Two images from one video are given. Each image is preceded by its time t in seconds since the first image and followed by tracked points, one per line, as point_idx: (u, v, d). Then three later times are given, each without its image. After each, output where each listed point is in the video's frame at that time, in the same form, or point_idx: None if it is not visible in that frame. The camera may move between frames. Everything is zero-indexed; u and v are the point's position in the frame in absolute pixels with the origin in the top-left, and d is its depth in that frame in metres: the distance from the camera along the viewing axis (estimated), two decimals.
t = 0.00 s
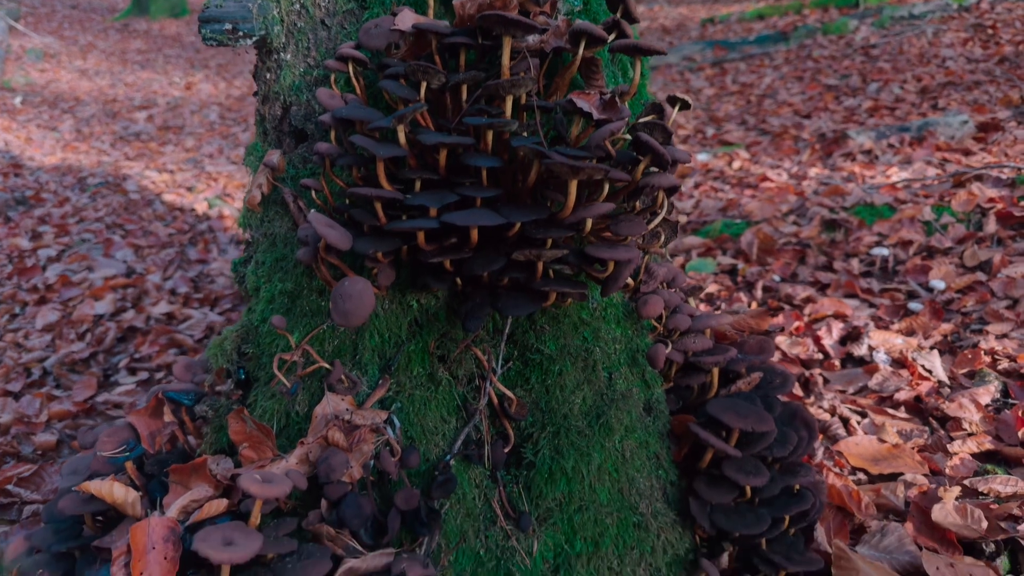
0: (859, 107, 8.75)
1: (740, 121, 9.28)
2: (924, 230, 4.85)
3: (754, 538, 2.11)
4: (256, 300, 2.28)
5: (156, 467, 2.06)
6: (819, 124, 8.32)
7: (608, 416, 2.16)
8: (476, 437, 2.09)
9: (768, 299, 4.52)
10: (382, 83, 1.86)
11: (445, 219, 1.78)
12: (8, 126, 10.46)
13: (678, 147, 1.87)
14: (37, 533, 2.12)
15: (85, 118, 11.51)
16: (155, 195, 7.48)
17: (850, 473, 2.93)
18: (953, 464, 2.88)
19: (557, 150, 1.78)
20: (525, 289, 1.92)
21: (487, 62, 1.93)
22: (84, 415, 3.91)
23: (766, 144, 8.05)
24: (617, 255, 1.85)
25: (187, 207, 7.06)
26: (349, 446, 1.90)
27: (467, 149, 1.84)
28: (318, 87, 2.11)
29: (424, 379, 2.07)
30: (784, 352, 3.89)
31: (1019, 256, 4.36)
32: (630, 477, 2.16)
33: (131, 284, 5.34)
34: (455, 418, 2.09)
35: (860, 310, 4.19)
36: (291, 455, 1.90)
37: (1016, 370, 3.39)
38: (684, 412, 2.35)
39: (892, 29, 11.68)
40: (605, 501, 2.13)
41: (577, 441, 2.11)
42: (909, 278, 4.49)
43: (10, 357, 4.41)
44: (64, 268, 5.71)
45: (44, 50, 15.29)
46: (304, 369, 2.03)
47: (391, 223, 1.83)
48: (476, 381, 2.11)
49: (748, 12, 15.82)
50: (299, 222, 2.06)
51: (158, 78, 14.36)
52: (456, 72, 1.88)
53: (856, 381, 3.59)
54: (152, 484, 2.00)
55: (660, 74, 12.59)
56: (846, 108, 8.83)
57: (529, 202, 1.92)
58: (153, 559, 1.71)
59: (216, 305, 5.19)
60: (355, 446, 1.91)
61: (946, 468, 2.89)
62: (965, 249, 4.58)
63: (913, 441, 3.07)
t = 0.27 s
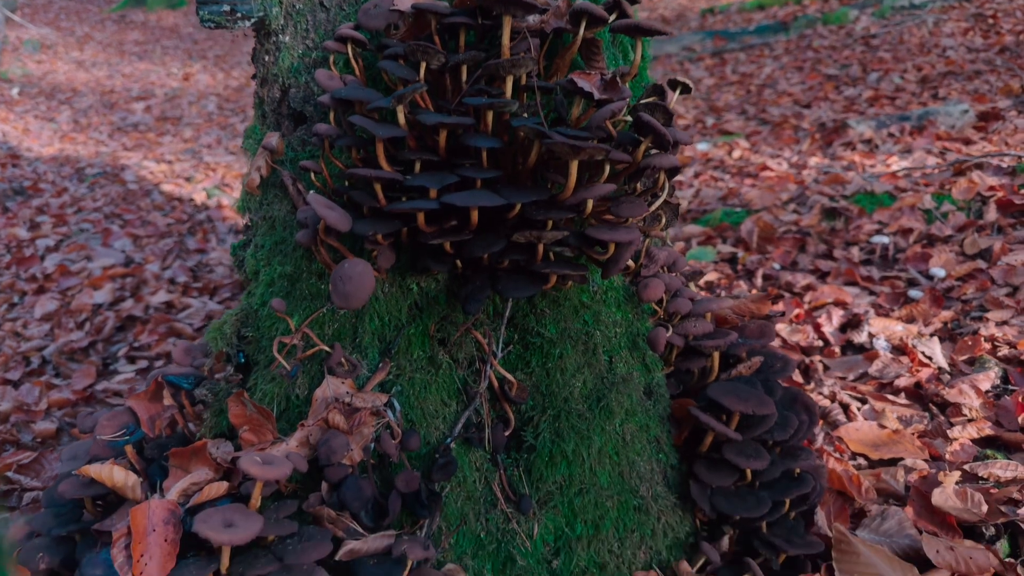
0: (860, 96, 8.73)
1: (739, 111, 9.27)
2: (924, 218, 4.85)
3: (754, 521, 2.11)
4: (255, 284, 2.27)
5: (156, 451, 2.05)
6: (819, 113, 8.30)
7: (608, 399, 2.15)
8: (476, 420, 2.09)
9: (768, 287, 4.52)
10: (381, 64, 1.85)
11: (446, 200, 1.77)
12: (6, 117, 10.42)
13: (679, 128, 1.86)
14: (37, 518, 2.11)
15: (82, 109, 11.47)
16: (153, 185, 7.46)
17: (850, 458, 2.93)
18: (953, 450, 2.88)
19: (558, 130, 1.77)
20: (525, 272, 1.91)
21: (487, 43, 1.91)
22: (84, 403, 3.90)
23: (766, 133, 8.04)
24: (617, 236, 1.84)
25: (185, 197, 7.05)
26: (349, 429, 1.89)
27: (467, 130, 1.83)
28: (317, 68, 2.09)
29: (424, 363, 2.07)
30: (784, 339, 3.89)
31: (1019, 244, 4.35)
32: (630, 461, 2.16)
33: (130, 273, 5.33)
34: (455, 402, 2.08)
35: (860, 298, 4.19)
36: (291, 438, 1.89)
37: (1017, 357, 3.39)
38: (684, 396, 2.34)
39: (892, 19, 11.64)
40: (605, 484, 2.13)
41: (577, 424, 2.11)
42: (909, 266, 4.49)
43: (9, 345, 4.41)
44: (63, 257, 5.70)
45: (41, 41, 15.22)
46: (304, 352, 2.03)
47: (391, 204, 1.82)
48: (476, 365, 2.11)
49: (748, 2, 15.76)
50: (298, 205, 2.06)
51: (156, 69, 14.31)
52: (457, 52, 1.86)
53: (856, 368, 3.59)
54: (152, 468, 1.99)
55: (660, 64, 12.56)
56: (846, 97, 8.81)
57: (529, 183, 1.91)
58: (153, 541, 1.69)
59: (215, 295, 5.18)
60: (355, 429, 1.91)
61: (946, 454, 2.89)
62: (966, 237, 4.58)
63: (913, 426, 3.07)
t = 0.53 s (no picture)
0: (861, 88, 8.70)
1: (740, 103, 9.27)
2: (925, 209, 4.84)
3: (755, 508, 2.12)
4: (256, 271, 2.27)
5: (157, 438, 2.05)
6: (820, 105, 8.29)
7: (610, 386, 2.15)
8: (477, 407, 2.09)
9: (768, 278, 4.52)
10: (382, 49, 1.84)
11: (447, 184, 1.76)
12: (5, 109, 10.39)
13: (681, 112, 1.85)
14: (38, 505, 2.11)
15: (82, 101, 11.44)
16: (153, 177, 7.45)
17: (851, 446, 2.93)
18: (954, 438, 2.89)
19: (560, 114, 1.76)
20: (526, 258, 1.90)
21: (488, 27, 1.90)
22: (85, 393, 3.90)
23: (767, 125, 8.03)
24: (619, 221, 1.84)
25: (185, 189, 7.06)
26: (351, 415, 1.89)
27: (468, 114, 1.82)
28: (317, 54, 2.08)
29: (425, 349, 2.07)
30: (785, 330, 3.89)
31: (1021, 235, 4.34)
32: (631, 448, 2.17)
33: (130, 264, 5.32)
34: (456, 388, 2.08)
35: (861, 289, 4.19)
36: (293, 424, 1.89)
37: (1017, 346, 3.39)
38: (685, 384, 2.34)
39: (894, 11, 11.59)
40: (606, 470, 2.13)
41: (578, 411, 2.11)
42: (910, 257, 4.48)
43: (9, 337, 4.40)
44: (63, 249, 5.69)
45: (40, 35, 15.15)
46: (305, 338, 2.03)
47: (391, 189, 1.81)
48: (477, 352, 2.11)
49: None
50: (299, 191, 2.05)
51: (155, 62, 14.28)
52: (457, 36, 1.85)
53: (857, 358, 3.59)
54: (153, 455, 1.98)
55: (660, 56, 12.54)
56: (847, 89, 8.79)
57: (529, 168, 1.90)
58: (154, 527, 1.69)
59: (215, 286, 5.18)
60: (357, 415, 1.91)
61: (947, 442, 2.90)
62: (967, 228, 4.57)
63: (914, 415, 3.08)
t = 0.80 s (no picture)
0: (864, 79, 8.67)
1: (742, 94, 9.26)
2: (928, 198, 4.82)
3: (759, 493, 2.11)
4: (259, 256, 2.27)
5: (161, 423, 2.05)
6: (822, 96, 8.26)
7: (613, 370, 2.15)
8: (480, 391, 2.09)
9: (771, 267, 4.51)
10: (385, 30, 1.83)
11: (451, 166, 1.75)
12: (6, 101, 10.37)
13: (685, 94, 1.84)
14: (41, 489, 2.11)
15: (83, 93, 11.42)
16: (154, 168, 7.44)
17: (854, 433, 2.93)
18: (958, 426, 2.88)
19: (564, 95, 1.75)
20: (530, 241, 1.89)
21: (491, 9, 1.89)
22: (88, 382, 3.90)
23: (770, 116, 8.00)
24: (623, 204, 1.83)
25: (187, 179, 7.07)
26: (354, 399, 1.89)
27: (472, 96, 1.81)
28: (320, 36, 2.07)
29: (428, 333, 2.06)
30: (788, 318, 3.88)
31: None
32: (635, 433, 2.16)
33: (132, 255, 5.31)
34: (460, 373, 2.07)
35: (864, 278, 4.18)
36: (296, 408, 1.88)
37: (1021, 335, 3.37)
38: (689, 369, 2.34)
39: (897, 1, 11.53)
40: (610, 455, 2.13)
41: (581, 395, 2.10)
42: (913, 246, 4.47)
43: (12, 326, 4.40)
44: (65, 239, 5.68)
45: (41, 27, 15.09)
46: (309, 322, 2.03)
47: (395, 171, 1.80)
48: (480, 336, 2.10)
49: None
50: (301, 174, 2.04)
51: (156, 54, 14.25)
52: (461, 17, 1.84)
53: (860, 346, 3.59)
54: (156, 439, 1.98)
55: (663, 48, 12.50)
56: (850, 80, 8.75)
57: (533, 151, 1.89)
58: (158, 509, 1.69)
59: (217, 276, 5.19)
60: (360, 399, 1.90)
61: (950, 430, 2.89)
62: (970, 217, 4.55)
63: (918, 403, 3.08)
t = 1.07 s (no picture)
0: (865, 71, 8.64)
1: (744, 86, 9.24)
2: (930, 189, 4.81)
3: (761, 480, 2.11)
4: (260, 244, 2.26)
5: (162, 411, 2.04)
6: (824, 88, 8.23)
7: (615, 357, 2.14)
8: (482, 378, 2.08)
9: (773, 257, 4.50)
10: (385, 14, 1.82)
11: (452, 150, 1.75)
12: (6, 95, 10.34)
13: (687, 77, 1.84)
14: (43, 478, 2.11)
15: (82, 87, 11.39)
16: (154, 161, 7.42)
17: (856, 422, 2.93)
18: (960, 414, 2.88)
19: (566, 79, 1.74)
20: (531, 227, 1.89)
21: None
22: (89, 373, 3.90)
23: (771, 108, 7.98)
24: (626, 189, 1.82)
25: (187, 172, 7.07)
26: (356, 385, 1.89)
27: (473, 80, 1.80)
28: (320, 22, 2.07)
29: (429, 320, 2.06)
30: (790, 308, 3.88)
31: None
32: (637, 420, 2.16)
33: (132, 247, 5.30)
34: (461, 359, 2.07)
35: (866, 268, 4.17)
36: (298, 394, 1.88)
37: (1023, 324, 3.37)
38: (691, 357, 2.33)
39: None
40: (612, 442, 2.12)
41: (583, 382, 2.10)
42: (915, 236, 4.45)
43: (12, 318, 4.39)
44: (65, 232, 5.67)
45: (40, 21, 15.04)
46: (310, 308, 2.02)
47: (396, 156, 1.79)
48: (482, 323, 2.09)
49: None
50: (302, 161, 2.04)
51: (156, 48, 14.22)
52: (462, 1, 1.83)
53: (862, 336, 3.59)
54: (158, 427, 1.97)
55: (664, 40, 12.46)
56: (852, 72, 8.72)
57: (535, 136, 1.89)
58: (160, 496, 1.69)
59: (218, 268, 5.19)
60: (362, 385, 1.90)
61: (953, 418, 2.89)
62: (973, 207, 4.53)
63: (920, 392, 3.08)
